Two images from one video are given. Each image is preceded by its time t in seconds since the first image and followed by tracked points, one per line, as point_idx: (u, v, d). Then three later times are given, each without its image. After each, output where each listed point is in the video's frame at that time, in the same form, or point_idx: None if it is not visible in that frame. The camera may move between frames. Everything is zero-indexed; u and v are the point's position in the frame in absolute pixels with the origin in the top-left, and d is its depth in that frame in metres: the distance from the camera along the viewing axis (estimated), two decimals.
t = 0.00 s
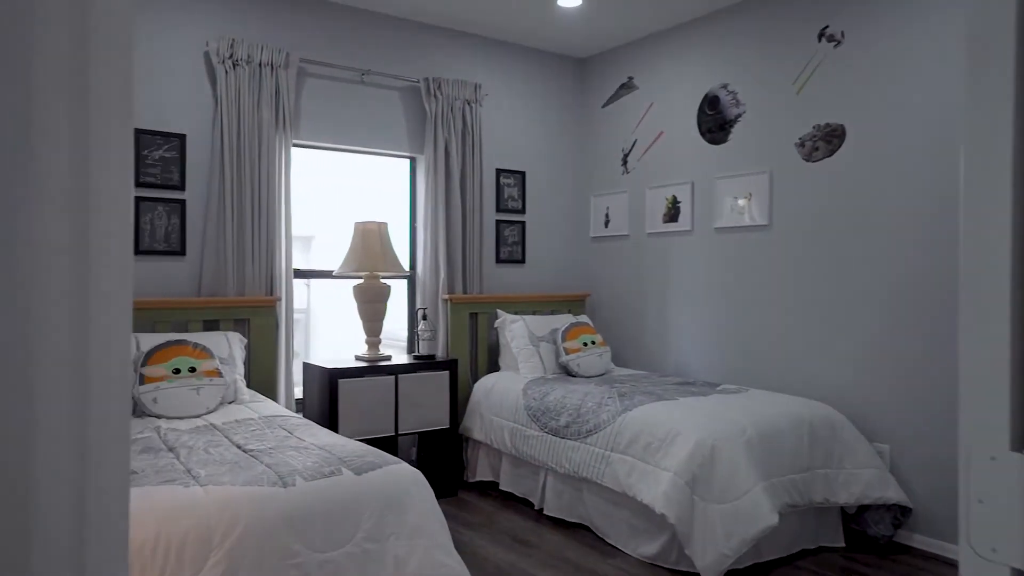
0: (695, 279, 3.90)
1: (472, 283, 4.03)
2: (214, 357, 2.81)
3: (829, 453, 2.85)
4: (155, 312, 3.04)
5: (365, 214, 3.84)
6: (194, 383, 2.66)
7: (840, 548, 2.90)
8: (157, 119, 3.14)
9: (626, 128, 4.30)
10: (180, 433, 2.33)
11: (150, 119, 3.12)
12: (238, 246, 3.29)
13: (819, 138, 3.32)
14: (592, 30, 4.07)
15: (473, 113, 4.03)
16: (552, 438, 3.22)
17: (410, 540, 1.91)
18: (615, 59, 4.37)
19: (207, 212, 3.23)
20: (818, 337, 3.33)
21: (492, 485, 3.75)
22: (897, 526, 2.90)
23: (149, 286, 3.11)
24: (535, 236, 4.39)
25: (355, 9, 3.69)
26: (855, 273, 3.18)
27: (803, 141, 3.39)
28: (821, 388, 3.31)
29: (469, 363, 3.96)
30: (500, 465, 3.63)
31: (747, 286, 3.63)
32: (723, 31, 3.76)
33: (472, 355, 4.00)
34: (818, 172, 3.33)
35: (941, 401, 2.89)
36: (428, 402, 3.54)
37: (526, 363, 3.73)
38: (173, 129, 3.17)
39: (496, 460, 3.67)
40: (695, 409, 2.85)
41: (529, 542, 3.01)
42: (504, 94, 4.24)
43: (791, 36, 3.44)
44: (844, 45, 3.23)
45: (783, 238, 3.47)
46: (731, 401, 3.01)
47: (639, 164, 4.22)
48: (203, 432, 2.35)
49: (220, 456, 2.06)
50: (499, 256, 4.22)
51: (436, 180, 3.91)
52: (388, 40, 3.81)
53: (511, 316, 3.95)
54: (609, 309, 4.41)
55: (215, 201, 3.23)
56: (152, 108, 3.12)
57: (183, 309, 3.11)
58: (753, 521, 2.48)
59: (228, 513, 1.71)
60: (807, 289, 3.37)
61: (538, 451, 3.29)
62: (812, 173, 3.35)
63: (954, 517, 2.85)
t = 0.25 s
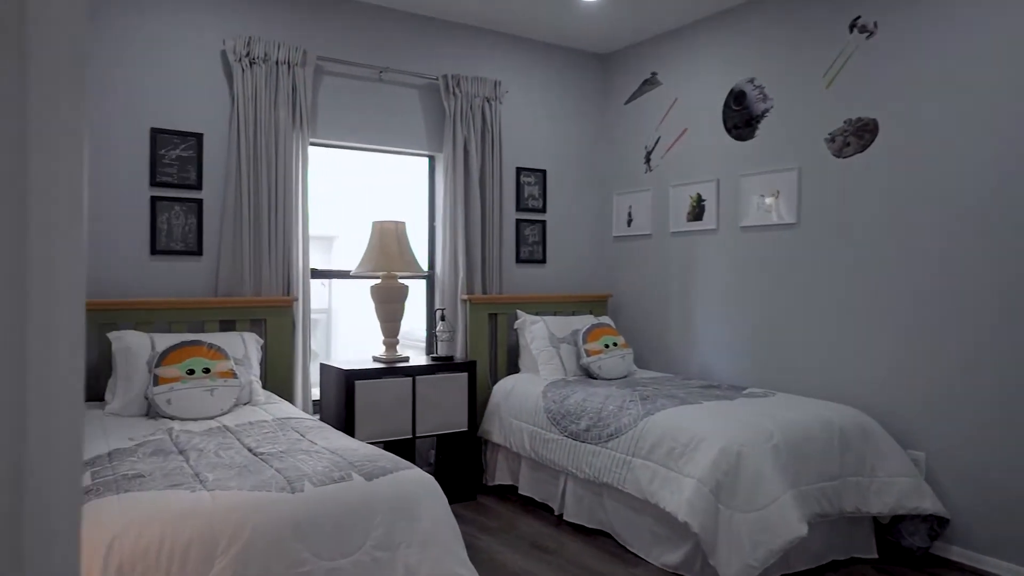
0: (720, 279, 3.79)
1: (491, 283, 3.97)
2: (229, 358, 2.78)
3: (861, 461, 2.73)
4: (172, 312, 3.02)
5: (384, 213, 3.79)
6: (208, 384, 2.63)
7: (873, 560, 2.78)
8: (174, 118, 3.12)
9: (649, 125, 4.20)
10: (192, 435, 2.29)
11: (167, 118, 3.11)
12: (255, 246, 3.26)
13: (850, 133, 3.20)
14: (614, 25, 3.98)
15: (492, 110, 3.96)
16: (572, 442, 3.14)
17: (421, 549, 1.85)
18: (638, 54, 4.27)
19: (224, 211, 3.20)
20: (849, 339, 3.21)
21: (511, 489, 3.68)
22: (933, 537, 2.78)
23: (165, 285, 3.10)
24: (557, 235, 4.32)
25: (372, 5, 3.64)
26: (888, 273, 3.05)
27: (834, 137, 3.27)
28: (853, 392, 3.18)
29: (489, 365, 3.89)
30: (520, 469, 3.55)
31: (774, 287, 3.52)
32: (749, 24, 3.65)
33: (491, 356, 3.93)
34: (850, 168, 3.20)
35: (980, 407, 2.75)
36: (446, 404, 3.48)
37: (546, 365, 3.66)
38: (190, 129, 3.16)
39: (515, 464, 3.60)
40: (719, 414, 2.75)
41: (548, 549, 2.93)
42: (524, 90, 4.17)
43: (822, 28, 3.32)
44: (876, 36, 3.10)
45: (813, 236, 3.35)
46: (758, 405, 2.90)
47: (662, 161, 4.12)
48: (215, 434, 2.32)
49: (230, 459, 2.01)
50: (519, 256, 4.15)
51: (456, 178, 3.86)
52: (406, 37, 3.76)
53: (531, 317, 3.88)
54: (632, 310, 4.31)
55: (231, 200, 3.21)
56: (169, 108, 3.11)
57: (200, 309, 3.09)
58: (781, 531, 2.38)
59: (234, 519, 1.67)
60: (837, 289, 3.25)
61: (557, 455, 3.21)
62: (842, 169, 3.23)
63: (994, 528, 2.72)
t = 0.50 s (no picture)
0: (748, 279, 3.67)
1: (511, 283, 3.89)
2: (244, 359, 2.74)
3: (897, 470, 2.61)
4: (188, 312, 3.00)
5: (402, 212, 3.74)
6: (222, 386, 2.59)
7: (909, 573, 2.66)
8: (191, 117, 3.10)
9: (674, 121, 4.09)
10: (204, 438, 2.25)
11: (184, 117, 3.08)
12: (271, 245, 3.22)
13: (885, 127, 3.07)
14: (638, 19, 3.88)
15: (513, 107, 3.89)
16: (593, 447, 3.06)
17: (433, 559, 1.78)
18: (663, 48, 4.16)
19: (241, 211, 3.17)
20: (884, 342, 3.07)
21: (531, 494, 3.60)
22: (975, 549, 2.64)
23: (182, 285, 3.07)
24: (579, 234, 4.23)
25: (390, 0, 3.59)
26: (924, 273, 2.92)
27: (867, 131, 3.14)
28: (888, 397, 3.05)
29: (509, 366, 3.82)
30: (540, 474, 3.47)
31: (804, 288, 3.39)
32: (778, 15, 3.53)
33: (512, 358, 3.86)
34: (884, 164, 3.07)
35: (1023, 414, 2.62)
36: (465, 407, 3.42)
37: (567, 367, 3.57)
38: (207, 127, 3.13)
39: (535, 468, 3.52)
40: (746, 420, 2.64)
41: (568, 557, 2.85)
42: (545, 87, 4.09)
43: (854, 18, 3.19)
44: (913, 26, 2.97)
45: (845, 235, 3.22)
46: (787, 410, 2.79)
47: (688, 158, 4.01)
48: (227, 437, 2.27)
49: (240, 464, 1.97)
50: (540, 256, 4.07)
51: (476, 176, 3.79)
52: (425, 34, 3.71)
53: (552, 318, 3.79)
54: (656, 311, 4.21)
55: (248, 200, 3.17)
56: (186, 106, 3.09)
57: (216, 309, 3.05)
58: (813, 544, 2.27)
59: (240, 526, 1.61)
60: (871, 290, 3.12)
61: (579, 460, 3.12)
62: (877, 165, 3.10)
63: None
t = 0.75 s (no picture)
0: (777, 279, 3.56)
1: (533, 283, 3.82)
2: (261, 359, 2.71)
3: (937, 478, 2.49)
4: (206, 312, 2.97)
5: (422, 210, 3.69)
6: (239, 387, 2.56)
7: None
8: (210, 115, 3.08)
9: (701, 116, 3.98)
10: (218, 440, 2.22)
11: (203, 115, 3.07)
12: (290, 245, 3.19)
13: (923, 120, 2.94)
14: (664, 11, 3.78)
15: (535, 104, 3.82)
16: (616, 451, 2.97)
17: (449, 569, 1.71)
18: (689, 42, 4.06)
19: (260, 209, 3.15)
20: (923, 344, 2.94)
21: (554, 498, 3.52)
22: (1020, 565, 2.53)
23: (201, 285, 3.05)
24: (603, 233, 4.14)
25: None
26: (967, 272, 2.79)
27: (904, 125, 3.01)
28: (926, 402, 2.92)
29: (531, 368, 3.75)
30: (562, 478, 3.39)
31: (837, 288, 3.27)
32: (810, 6, 3.41)
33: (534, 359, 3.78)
34: (923, 158, 2.94)
35: None
36: (485, 409, 3.35)
37: (590, 369, 3.49)
38: (226, 126, 3.11)
39: (557, 472, 3.44)
40: (776, 425, 2.54)
41: (591, 564, 2.77)
42: (568, 82, 4.01)
43: (891, 7, 3.06)
44: (954, 14, 2.83)
45: (880, 233, 3.10)
46: (819, 415, 2.68)
47: (715, 155, 3.90)
48: (242, 439, 2.24)
49: (253, 467, 1.92)
50: (563, 255, 3.99)
51: (497, 174, 3.73)
52: (445, 30, 3.65)
53: (575, 319, 3.71)
54: (682, 311, 4.11)
55: (267, 198, 3.14)
56: (205, 105, 3.07)
57: (235, 309, 3.03)
58: (848, 556, 2.17)
59: (249, 532, 1.57)
60: (909, 290, 2.99)
61: (602, 464, 3.04)
62: (915, 160, 2.97)
63: None
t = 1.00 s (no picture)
0: (806, 279, 3.43)
1: (555, 283, 3.74)
2: (277, 361, 2.67)
3: (978, 489, 2.37)
4: (223, 312, 2.95)
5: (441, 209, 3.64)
6: (253, 389, 2.53)
7: None
8: (228, 114, 3.05)
9: (727, 112, 3.87)
10: (231, 443, 2.18)
11: (220, 114, 3.04)
12: (307, 245, 3.16)
13: (963, 114, 2.82)
14: (690, 5, 3.68)
15: (556, 100, 3.75)
16: (639, 456, 2.88)
17: None
18: (715, 36, 3.95)
19: (278, 209, 3.11)
20: (963, 348, 2.82)
21: (574, 504, 3.44)
22: None
23: (218, 285, 3.03)
24: (626, 233, 4.05)
25: None
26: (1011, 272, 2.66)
27: (942, 119, 2.89)
28: (967, 408, 2.80)
29: (552, 370, 3.67)
30: (583, 483, 3.31)
31: (870, 288, 3.15)
32: None
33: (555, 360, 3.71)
34: (963, 153, 2.81)
35: None
36: (505, 412, 3.29)
37: (613, 371, 3.41)
38: (243, 125, 3.08)
39: (578, 476, 3.36)
40: (807, 431, 2.44)
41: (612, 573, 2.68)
42: (590, 78, 3.93)
43: None
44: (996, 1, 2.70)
45: (916, 231, 2.97)
46: (852, 422, 2.56)
47: (742, 151, 3.79)
48: (254, 442, 2.20)
49: (263, 472, 1.88)
50: (585, 255, 3.90)
51: (517, 172, 3.66)
52: (464, 26, 3.60)
53: (597, 320, 3.63)
54: (707, 313, 4.00)
55: (285, 198, 3.11)
56: (222, 103, 3.04)
57: (251, 310, 3.00)
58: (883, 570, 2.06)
59: (256, 538, 1.52)
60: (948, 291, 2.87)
61: (624, 469, 2.95)
62: (954, 155, 2.85)
63: None
